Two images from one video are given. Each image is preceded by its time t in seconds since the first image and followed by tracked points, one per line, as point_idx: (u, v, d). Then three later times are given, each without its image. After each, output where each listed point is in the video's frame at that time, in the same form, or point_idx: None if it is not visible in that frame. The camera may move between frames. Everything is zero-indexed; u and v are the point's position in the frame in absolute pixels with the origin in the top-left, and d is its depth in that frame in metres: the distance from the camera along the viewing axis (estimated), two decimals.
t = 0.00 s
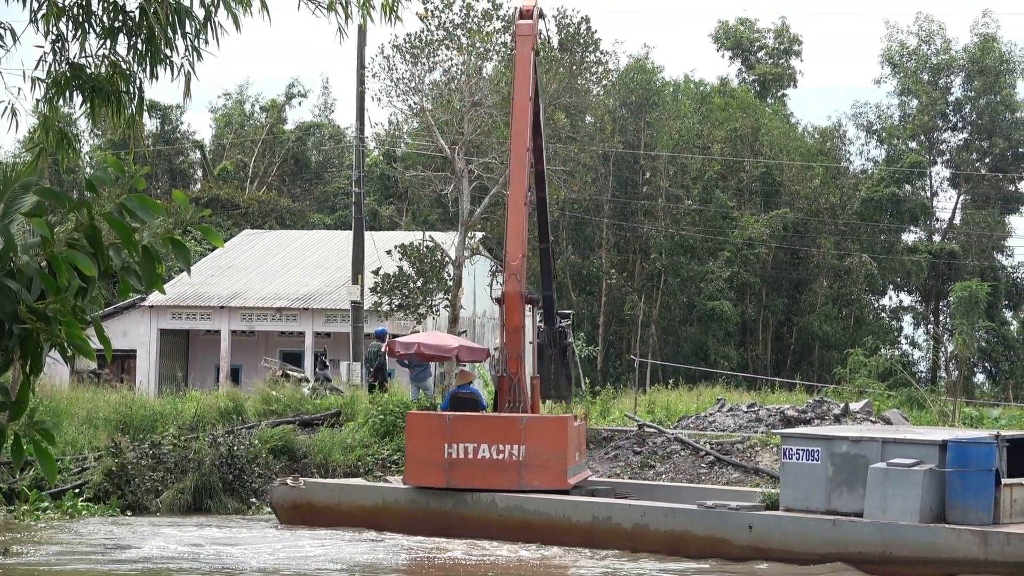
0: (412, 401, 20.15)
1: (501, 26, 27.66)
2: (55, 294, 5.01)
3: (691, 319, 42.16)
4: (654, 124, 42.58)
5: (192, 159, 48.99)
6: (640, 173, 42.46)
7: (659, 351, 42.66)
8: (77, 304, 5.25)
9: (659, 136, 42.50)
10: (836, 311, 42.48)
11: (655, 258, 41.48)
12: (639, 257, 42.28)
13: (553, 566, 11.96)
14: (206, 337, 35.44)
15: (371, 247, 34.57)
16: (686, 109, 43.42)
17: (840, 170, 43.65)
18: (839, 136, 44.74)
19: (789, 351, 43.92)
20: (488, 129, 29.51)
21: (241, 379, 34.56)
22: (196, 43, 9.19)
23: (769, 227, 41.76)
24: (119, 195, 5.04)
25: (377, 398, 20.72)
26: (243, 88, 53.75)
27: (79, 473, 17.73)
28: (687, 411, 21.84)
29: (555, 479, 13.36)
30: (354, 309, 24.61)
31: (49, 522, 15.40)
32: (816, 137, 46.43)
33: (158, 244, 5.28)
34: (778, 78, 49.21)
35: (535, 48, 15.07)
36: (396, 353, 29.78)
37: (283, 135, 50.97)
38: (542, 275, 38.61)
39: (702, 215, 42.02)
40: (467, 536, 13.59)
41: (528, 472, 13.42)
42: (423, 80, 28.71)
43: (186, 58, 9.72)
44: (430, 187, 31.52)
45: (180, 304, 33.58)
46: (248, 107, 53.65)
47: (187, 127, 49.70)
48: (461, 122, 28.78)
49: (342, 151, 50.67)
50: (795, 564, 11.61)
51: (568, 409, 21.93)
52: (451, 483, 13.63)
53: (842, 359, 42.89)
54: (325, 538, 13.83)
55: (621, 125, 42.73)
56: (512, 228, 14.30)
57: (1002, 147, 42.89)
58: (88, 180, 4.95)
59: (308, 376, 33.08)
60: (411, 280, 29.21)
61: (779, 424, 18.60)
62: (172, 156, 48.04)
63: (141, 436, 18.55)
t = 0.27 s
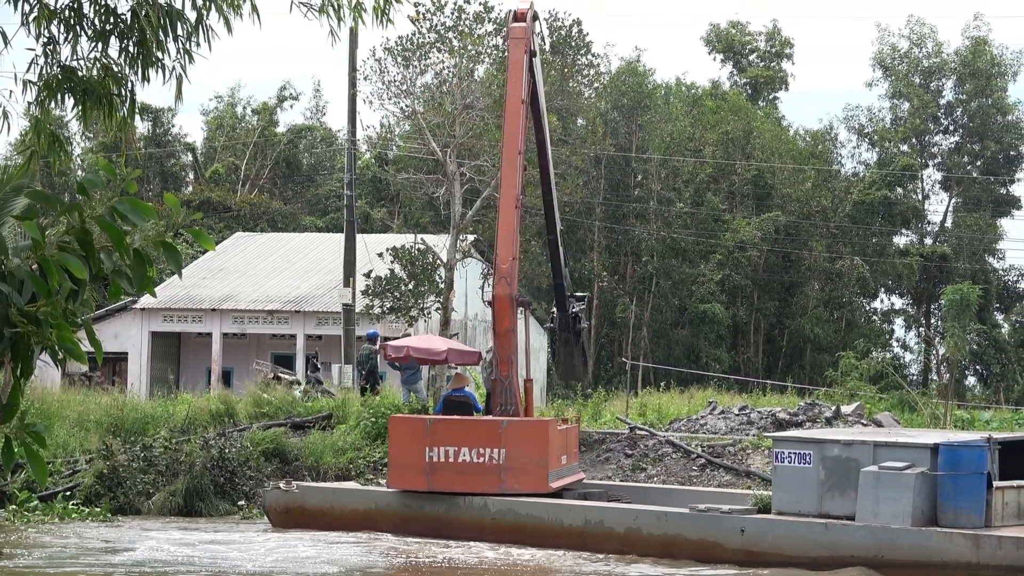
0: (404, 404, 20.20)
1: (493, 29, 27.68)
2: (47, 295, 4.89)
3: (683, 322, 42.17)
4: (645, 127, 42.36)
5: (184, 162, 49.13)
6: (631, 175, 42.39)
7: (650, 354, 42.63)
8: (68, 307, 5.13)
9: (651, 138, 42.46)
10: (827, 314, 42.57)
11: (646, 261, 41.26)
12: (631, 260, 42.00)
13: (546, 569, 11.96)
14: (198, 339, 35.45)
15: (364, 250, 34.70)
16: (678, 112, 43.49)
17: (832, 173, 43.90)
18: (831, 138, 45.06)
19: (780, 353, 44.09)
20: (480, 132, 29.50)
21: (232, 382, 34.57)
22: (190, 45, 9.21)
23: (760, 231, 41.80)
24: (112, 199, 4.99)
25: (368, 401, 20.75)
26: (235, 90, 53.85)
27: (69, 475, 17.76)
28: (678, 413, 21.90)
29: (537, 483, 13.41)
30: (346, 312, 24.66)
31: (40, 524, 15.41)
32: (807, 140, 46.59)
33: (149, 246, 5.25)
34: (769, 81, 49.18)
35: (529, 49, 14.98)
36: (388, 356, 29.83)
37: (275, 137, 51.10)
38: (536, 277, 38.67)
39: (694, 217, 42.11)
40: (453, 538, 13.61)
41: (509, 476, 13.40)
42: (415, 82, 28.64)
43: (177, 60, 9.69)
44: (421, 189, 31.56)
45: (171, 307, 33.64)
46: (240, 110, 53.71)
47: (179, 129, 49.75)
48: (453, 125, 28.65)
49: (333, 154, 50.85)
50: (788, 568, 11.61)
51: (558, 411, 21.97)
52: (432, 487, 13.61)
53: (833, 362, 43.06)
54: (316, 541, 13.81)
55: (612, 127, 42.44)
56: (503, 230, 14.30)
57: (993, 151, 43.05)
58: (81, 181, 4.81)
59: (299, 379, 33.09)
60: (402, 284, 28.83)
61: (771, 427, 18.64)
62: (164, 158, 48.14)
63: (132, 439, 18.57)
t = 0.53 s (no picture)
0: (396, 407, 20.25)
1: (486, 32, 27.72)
2: (38, 299, 4.28)
3: (675, 325, 42.10)
4: (636, 130, 43.01)
5: (176, 165, 49.16)
6: (623, 178, 42.96)
7: (643, 357, 42.61)
8: (59, 310, 4.45)
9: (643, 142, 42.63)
10: (819, 317, 42.62)
11: (638, 263, 41.64)
12: (623, 263, 42.39)
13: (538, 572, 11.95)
14: (190, 342, 35.43)
15: (356, 252, 34.77)
16: (669, 114, 43.53)
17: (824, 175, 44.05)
18: (822, 141, 45.16)
19: (772, 356, 44.00)
20: (472, 135, 29.50)
21: (224, 385, 34.55)
22: (183, 48, 9.21)
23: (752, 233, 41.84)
24: (107, 195, 4.31)
25: (360, 404, 20.78)
26: (227, 93, 53.92)
27: (62, 478, 17.74)
28: (670, 416, 21.92)
29: (519, 487, 13.34)
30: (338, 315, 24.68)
31: (31, 528, 15.40)
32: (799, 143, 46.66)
33: (141, 248, 4.49)
34: (761, 84, 49.15)
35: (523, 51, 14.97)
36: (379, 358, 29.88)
37: (267, 140, 51.23)
38: (529, 280, 38.71)
39: (686, 220, 42.03)
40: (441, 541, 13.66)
41: (491, 480, 13.40)
42: (406, 85, 28.62)
43: (169, 63, 9.68)
44: (413, 192, 31.59)
45: (163, 310, 33.61)
46: (232, 112, 53.76)
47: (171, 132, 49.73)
48: (445, 127, 28.60)
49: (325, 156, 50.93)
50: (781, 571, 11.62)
51: (550, 414, 22.01)
52: (416, 491, 13.67)
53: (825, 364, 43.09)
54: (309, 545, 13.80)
55: (604, 130, 43.41)
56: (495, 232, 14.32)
57: (985, 153, 43.15)
58: (72, 182, 4.19)
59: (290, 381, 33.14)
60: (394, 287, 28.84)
61: (763, 430, 18.67)
62: (156, 161, 48.16)
63: (124, 441, 18.56)
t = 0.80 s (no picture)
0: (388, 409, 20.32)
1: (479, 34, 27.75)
2: (30, 300, 4.05)
3: (667, 327, 42.03)
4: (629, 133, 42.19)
5: (168, 166, 49.19)
6: (616, 181, 42.02)
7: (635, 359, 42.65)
8: (52, 311, 4.25)
9: (635, 144, 42.14)
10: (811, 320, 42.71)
11: (631, 265, 41.45)
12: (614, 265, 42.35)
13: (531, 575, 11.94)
14: (182, 343, 35.42)
15: (348, 254, 34.88)
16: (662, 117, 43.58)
17: (816, 178, 44.18)
18: (815, 144, 45.26)
19: (763, 359, 44.01)
20: (464, 137, 29.48)
21: (216, 386, 34.54)
22: (175, 48, 9.21)
23: (745, 236, 41.93)
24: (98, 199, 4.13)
25: (352, 406, 20.82)
26: (220, 95, 54.01)
27: (54, 479, 17.71)
28: (663, 418, 21.95)
29: (503, 491, 13.35)
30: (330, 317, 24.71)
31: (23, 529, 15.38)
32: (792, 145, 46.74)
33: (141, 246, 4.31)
34: (754, 87, 49.25)
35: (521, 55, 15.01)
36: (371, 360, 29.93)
37: (260, 142, 51.43)
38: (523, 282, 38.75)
39: (678, 223, 41.71)
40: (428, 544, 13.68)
41: (475, 483, 13.40)
42: (399, 87, 28.61)
43: (161, 64, 9.67)
44: (405, 194, 31.61)
45: (156, 310, 33.59)
46: (225, 114, 53.80)
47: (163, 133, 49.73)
48: (438, 129, 28.63)
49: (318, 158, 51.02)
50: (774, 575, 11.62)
51: (542, 416, 22.04)
52: (400, 495, 13.69)
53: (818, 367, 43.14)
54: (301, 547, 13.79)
55: (597, 132, 42.22)
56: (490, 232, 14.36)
57: (977, 156, 43.24)
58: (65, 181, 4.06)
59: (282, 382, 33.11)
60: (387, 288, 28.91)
61: (755, 433, 18.69)
62: (149, 162, 48.21)
63: (115, 443, 18.53)
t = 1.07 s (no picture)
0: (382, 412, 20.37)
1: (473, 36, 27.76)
2: (25, 298, 3.98)
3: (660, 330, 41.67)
4: (622, 135, 41.95)
5: (162, 168, 49.22)
6: (610, 183, 42.11)
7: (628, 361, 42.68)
8: (48, 307, 4.15)
9: (629, 147, 42.16)
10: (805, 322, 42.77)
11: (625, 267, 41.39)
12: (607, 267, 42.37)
13: None
14: (176, 345, 35.43)
15: (342, 257, 34.97)
16: (656, 119, 43.60)
17: (810, 180, 44.21)
18: (808, 146, 45.25)
19: (757, 361, 44.01)
20: (458, 139, 29.47)
21: (209, 388, 34.55)
22: (167, 50, 9.20)
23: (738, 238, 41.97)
24: (90, 195, 4.00)
25: (345, 408, 20.85)
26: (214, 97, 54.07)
27: (47, 482, 17.67)
28: (656, 420, 21.96)
29: (488, 494, 13.35)
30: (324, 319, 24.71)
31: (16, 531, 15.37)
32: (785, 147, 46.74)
33: (130, 249, 4.26)
34: (748, 89, 49.27)
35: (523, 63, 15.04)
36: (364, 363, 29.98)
37: (253, 144, 51.57)
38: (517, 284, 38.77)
39: (672, 225, 41.89)
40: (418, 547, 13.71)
41: (461, 487, 13.42)
42: (393, 89, 28.60)
43: (155, 66, 9.66)
44: (398, 197, 31.62)
45: (150, 313, 33.59)
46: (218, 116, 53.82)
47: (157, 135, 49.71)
48: (431, 132, 28.65)
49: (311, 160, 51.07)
50: None
51: (535, 418, 22.05)
52: (388, 498, 13.73)
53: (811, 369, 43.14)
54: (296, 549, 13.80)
55: (590, 134, 41.78)
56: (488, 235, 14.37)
57: (971, 158, 43.24)
58: (59, 182, 3.97)
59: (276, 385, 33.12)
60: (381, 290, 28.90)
61: (748, 435, 18.69)
62: (142, 164, 48.19)
63: (109, 445, 18.50)
